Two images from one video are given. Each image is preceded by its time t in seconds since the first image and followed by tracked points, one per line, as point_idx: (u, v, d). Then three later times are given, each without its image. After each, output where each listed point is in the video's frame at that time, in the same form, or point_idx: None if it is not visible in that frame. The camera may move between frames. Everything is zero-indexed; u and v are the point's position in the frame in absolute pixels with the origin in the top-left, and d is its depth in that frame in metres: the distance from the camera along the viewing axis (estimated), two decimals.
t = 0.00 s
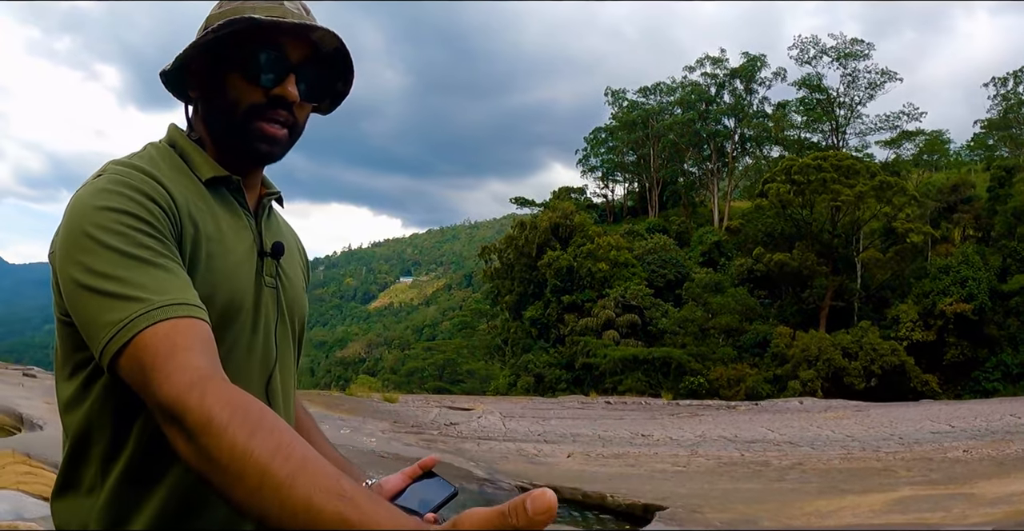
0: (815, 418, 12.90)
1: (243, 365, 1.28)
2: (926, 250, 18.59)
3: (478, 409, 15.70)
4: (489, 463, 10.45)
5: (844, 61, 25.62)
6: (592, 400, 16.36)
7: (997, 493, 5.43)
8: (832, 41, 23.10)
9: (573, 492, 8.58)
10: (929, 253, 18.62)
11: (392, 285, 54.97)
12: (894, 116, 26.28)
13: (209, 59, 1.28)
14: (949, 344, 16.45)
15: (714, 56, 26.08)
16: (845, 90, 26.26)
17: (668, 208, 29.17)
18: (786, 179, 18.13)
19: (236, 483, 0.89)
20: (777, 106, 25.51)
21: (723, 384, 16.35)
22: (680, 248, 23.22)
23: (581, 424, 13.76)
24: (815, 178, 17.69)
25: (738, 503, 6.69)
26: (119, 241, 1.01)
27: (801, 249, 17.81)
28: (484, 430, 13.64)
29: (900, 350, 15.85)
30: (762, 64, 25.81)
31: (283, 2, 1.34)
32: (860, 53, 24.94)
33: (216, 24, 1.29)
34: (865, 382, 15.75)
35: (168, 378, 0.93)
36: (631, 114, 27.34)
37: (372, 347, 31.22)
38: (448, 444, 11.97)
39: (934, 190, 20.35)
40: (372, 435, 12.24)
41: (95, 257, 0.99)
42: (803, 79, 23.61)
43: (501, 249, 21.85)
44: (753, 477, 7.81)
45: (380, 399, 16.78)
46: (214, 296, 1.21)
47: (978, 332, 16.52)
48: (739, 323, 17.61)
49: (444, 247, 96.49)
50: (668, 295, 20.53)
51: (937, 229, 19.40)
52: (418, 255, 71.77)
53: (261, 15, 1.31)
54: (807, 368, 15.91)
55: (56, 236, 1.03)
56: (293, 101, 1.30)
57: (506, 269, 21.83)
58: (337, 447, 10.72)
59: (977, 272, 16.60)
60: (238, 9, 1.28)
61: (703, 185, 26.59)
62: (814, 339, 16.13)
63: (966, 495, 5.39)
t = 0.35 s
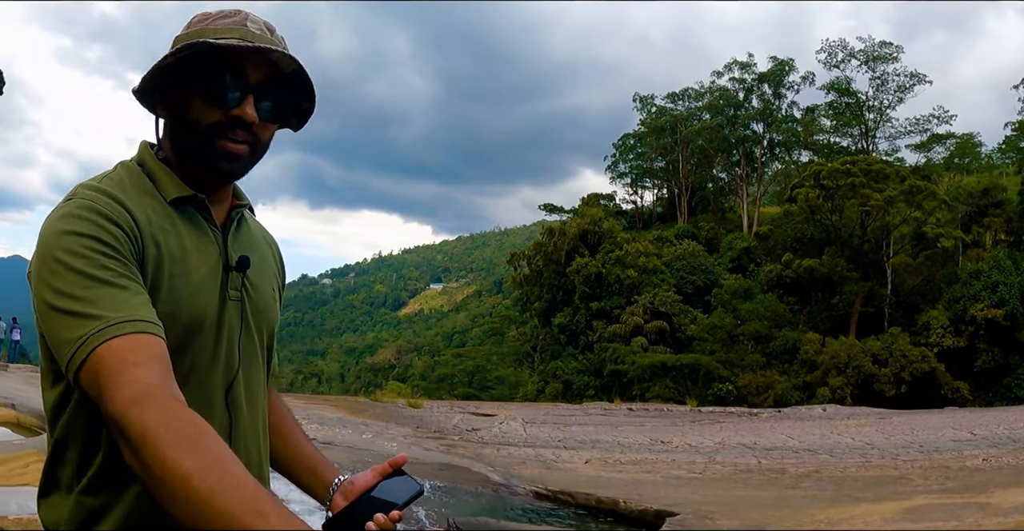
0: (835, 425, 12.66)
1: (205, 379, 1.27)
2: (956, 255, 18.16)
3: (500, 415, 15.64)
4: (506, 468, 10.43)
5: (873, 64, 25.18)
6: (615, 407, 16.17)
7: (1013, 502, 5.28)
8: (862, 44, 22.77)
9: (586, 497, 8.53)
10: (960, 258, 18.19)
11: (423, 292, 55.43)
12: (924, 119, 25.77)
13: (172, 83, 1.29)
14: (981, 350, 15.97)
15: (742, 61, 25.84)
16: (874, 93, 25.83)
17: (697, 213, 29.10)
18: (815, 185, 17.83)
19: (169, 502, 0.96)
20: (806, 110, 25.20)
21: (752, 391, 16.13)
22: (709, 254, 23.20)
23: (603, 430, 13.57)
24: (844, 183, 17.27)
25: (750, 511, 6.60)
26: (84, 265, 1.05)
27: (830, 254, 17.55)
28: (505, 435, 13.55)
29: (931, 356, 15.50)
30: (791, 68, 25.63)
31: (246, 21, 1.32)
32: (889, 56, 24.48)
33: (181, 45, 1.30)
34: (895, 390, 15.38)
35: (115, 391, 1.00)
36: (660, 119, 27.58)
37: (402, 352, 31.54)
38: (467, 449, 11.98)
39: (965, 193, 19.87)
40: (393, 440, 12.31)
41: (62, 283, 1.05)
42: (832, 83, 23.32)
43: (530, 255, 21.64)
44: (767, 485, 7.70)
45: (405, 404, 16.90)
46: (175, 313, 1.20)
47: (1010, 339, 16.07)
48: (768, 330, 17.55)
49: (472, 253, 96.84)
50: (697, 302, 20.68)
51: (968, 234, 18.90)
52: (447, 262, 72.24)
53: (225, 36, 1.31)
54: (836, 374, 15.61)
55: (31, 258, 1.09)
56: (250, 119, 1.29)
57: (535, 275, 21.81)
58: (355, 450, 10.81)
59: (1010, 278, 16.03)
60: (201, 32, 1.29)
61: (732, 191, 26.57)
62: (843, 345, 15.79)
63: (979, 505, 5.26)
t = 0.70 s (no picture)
0: (865, 432, 12.44)
1: (219, 386, 1.31)
2: (996, 258, 17.69)
3: (531, 421, 15.67)
4: (532, 473, 10.50)
5: (908, 65, 24.78)
6: (645, 413, 16.10)
7: None
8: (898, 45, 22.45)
9: (610, 501, 8.56)
10: (999, 261, 17.73)
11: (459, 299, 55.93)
12: (961, 120, 25.22)
13: (183, 132, 1.41)
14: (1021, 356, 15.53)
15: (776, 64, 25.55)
16: (909, 95, 25.40)
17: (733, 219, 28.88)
18: (851, 189, 17.53)
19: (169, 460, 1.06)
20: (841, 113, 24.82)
21: (788, 398, 15.99)
22: (744, 260, 23.02)
23: (631, 437, 13.48)
24: (880, 187, 16.91)
25: (772, 518, 6.57)
26: (110, 279, 1.16)
27: (866, 259, 17.26)
28: (533, 441, 13.57)
29: (969, 362, 15.12)
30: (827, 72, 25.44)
31: (245, 76, 1.42)
32: (925, 57, 24.04)
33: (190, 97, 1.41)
34: (933, 397, 14.91)
35: (133, 373, 1.10)
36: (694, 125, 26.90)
37: (440, 361, 31.88)
38: (496, 454, 12.08)
39: (1004, 195, 19.42)
40: (423, 445, 12.48)
41: (91, 298, 1.15)
42: (867, 85, 23.04)
43: (566, 262, 21.91)
44: (790, 493, 7.65)
45: (438, 410, 17.12)
46: (188, 326, 1.27)
47: None
48: (805, 336, 17.21)
49: (506, 259, 97.11)
50: (732, 307, 20.45)
51: (1009, 237, 18.42)
52: (482, 269, 72.67)
53: (225, 89, 1.41)
54: (873, 381, 15.38)
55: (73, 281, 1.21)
56: (246, 160, 1.38)
57: (570, 281, 21.80)
58: (385, 454, 11.00)
59: None
60: (206, 87, 1.40)
61: (768, 195, 26.29)
62: (880, 351, 15.52)
63: (1003, 514, 5.18)
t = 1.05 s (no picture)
0: (894, 435, 12.24)
1: (311, 416, 1.31)
2: None
3: (560, 423, 15.75)
4: (557, 475, 10.57)
5: (940, 63, 24.35)
6: (674, 416, 16.04)
7: None
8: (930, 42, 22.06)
9: (632, 502, 8.60)
10: None
11: (491, 303, 56.39)
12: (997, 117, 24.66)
13: (278, 202, 1.45)
14: None
15: (807, 64, 25.24)
16: (942, 94, 24.96)
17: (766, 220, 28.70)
18: (884, 189, 17.29)
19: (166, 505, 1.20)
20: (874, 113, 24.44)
21: (822, 402, 15.86)
22: (777, 261, 22.89)
23: (658, 439, 13.45)
24: (914, 187, 16.70)
25: (790, 519, 6.57)
26: (202, 334, 1.24)
27: (900, 260, 16.82)
28: (561, 443, 13.65)
29: (1005, 365, 14.73)
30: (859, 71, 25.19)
31: (330, 148, 1.47)
32: (957, 55, 23.56)
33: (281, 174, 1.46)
34: (968, 400, 14.68)
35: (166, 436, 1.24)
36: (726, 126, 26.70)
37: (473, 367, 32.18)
38: (523, 456, 12.17)
39: None
40: (452, 446, 12.63)
41: (191, 347, 1.24)
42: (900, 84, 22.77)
43: (598, 265, 21.90)
44: (811, 494, 7.61)
45: (467, 412, 17.33)
46: (278, 363, 1.28)
47: None
48: (838, 339, 17.14)
49: (537, 263, 97.22)
50: (765, 310, 20.34)
51: None
52: (515, 273, 73.01)
53: (312, 161, 1.45)
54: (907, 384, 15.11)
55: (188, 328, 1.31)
56: (338, 219, 1.40)
57: (604, 285, 21.75)
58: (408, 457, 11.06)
59: None
60: (293, 161, 1.44)
61: (801, 197, 26.11)
62: (914, 353, 15.34)
63: None
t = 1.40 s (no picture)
0: (921, 434, 12.04)
1: (384, 428, 1.46)
2: None
3: (588, 421, 15.79)
4: (583, 472, 10.64)
5: (974, 56, 23.84)
6: (702, 414, 15.97)
7: None
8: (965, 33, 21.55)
9: (656, 500, 8.60)
10: None
11: (524, 303, 56.58)
12: None
13: (381, 235, 1.61)
14: None
15: (840, 59, 24.82)
16: (976, 87, 24.43)
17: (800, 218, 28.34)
18: (918, 185, 17.02)
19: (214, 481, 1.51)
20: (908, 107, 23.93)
21: (855, 400, 15.55)
22: (811, 259, 22.63)
23: (685, 437, 13.41)
24: (948, 183, 16.34)
25: (811, 517, 6.55)
26: (295, 348, 1.45)
27: (934, 256, 16.61)
28: (589, 441, 13.69)
29: None
30: (890, 65, 24.74)
31: (425, 188, 1.61)
32: (990, 47, 23.00)
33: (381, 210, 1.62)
34: (1003, 399, 14.37)
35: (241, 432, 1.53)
36: (759, 122, 25.94)
37: (506, 369, 32.37)
38: (551, 453, 12.25)
39: None
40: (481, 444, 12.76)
41: (285, 356, 1.45)
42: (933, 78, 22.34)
43: (631, 263, 21.49)
44: (833, 492, 7.59)
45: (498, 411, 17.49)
46: (357, 377, 1.45)
47: None
48: (873, 336, 16.79)
49: (567, 261, 96.92)
50: (799, 308, 20.16)
51: None
52: (548, 272, 73.10)
53: (410, 200, 1.59)
54: (942, 382, 14.96)
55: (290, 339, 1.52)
56: (431, 252, 1.53)
57: (636, 283, 21.36)
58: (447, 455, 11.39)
59: None
60: (394, 200, 1.60)
61: (835, 193, 25.84)
62: (950, 351, 15.12)
63: None
